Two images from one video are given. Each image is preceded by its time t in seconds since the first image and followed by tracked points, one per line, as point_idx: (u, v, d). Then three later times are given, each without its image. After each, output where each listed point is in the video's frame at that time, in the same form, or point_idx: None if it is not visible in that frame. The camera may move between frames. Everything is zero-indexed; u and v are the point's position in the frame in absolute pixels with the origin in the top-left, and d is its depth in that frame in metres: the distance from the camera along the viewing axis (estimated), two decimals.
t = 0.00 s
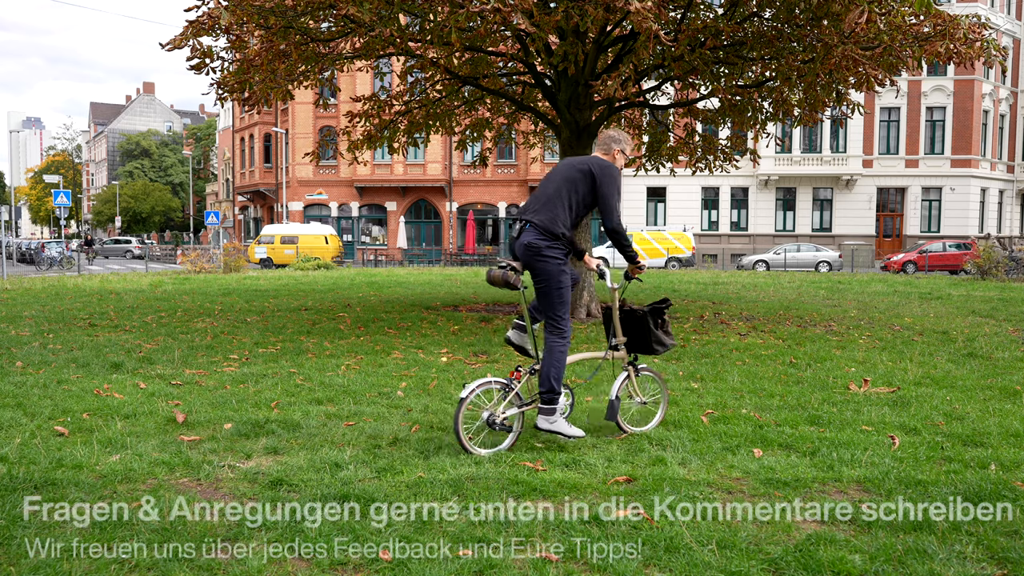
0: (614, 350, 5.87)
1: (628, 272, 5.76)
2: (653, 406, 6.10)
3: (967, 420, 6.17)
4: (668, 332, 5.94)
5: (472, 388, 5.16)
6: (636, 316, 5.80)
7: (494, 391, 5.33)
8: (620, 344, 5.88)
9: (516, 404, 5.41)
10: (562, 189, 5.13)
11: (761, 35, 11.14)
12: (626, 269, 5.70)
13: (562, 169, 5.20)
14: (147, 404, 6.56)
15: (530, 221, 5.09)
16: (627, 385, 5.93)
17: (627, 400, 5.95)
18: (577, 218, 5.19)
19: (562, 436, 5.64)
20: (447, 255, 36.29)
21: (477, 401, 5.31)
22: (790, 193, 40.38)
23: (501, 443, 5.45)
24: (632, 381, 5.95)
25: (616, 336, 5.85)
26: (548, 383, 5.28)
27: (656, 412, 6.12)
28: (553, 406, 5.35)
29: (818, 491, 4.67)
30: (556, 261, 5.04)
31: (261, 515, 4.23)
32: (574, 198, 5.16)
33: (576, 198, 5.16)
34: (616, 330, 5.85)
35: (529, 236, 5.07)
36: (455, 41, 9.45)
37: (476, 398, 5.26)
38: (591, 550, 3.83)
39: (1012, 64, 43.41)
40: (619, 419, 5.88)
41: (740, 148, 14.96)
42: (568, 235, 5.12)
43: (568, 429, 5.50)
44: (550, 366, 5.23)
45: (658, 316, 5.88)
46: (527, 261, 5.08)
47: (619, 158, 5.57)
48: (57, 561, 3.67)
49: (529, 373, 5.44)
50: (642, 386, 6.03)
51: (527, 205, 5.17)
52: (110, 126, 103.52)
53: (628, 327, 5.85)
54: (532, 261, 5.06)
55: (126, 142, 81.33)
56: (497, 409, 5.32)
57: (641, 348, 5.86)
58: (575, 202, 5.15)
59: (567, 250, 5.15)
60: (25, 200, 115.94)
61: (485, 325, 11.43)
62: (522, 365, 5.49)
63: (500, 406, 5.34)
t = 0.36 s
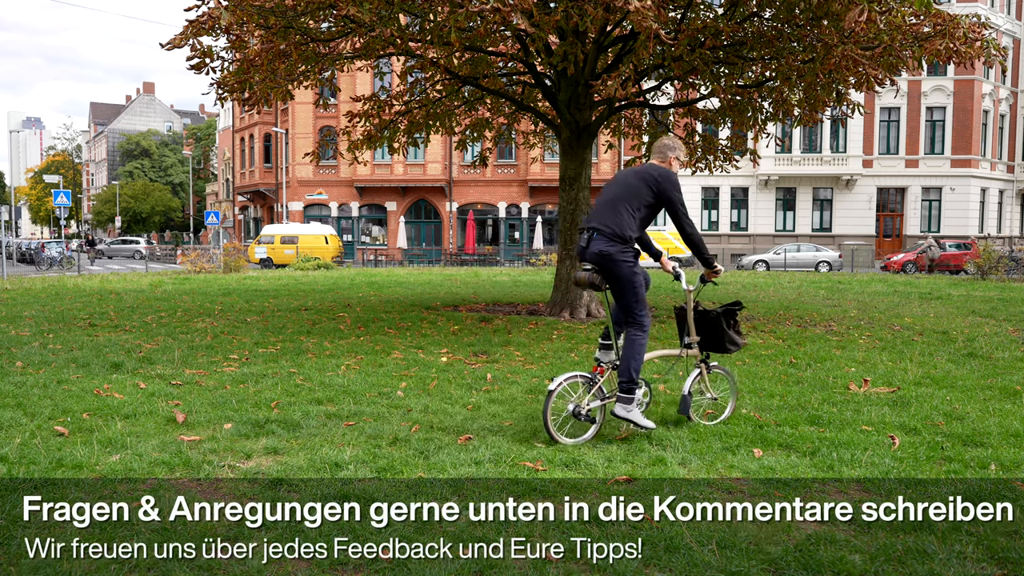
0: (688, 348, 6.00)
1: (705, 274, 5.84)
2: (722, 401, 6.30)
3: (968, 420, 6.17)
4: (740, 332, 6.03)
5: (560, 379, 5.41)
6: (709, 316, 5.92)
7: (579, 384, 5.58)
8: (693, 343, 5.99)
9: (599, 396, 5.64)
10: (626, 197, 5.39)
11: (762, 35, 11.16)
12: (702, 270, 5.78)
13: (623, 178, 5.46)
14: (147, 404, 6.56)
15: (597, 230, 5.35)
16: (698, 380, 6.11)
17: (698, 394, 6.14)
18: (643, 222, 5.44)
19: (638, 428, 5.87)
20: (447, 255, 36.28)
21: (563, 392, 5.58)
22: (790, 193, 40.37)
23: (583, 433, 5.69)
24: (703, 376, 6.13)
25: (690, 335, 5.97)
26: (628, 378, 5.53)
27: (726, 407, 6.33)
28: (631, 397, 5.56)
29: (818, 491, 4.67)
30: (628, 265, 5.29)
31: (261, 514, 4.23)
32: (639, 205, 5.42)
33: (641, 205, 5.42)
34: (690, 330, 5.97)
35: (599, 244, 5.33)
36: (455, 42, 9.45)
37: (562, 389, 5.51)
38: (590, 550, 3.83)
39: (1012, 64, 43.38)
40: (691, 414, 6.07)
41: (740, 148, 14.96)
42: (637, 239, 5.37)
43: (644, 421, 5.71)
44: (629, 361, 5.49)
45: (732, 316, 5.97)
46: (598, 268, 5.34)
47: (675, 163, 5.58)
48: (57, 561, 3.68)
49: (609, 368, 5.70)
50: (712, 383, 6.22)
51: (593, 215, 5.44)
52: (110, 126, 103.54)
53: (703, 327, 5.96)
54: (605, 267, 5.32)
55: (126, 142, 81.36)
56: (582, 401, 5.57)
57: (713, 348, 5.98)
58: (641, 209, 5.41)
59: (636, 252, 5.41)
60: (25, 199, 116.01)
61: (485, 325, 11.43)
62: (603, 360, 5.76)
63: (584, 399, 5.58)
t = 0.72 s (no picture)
0: (743, 344, 6.35)
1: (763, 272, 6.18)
2: (772, 390, 6.60)
3: (968, 420, 6.17)
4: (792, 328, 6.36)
5: (635, 375, 5.67)
6: (766, 314, 6.25)
7: (650, 377, 5.84)
8: (749, 338, 6.33)
9: (668, 389, 5.93)
10: (693, 198, 5.81)
11: (762, 35, 11.18)
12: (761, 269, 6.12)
13: (689, 182, 5.87)
14: (146, 404, 6.56)
15: (669, 230, 5.76)
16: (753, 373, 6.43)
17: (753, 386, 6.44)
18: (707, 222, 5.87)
19: (694, 412, 6.22)
20: (447, 255, 36.28)
21: (635, 387, 5.81)
22: (790, 193, 40.38)
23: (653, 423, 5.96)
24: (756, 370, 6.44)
25: (746, 332, 6.33)
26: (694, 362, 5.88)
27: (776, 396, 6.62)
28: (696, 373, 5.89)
29: (818, 491, 4.67)
30: (699, 261, 5.71)
31: (261, 514, 4.23)
32: (705, 206, 5.82)
33: (707, 206, 5.83)
34: (747, 326, 6.33)
35: (672, 244, 5.74)
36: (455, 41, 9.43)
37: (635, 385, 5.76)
38: (590, 550, 3.83)
39: (1012, 64, 43.34)
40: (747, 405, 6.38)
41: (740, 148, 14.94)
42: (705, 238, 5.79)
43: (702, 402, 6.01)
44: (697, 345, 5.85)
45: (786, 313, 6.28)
46: (671, 266, 5.75)
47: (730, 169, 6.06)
48: (57, 561, 3.68)
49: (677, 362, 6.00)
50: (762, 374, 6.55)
51: (661, 217, 5.86)
52: (110, 126, 103.56)
53: (758, 324, 6.29)
54: (677, 265, 5.74)
55: (126, 142, 81.35)
56: (654, 394, 5.84)
57: (768, 343, 6.30)
58: (707, 210, 5.81)
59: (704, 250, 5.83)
60: (25, 199, 116.08)
61: (485, 325, 11.43)
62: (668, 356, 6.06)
63: (655, 392, 5.86)
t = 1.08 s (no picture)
0: (801, 339, 6.71)
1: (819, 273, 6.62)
2: (827, 383, 6.98)
3: (968, 420, 6.17)
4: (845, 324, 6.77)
5: (708, 369, 6.03)
6: (823, 311, 6.67)
7: (721, 371, 6.20)
8: (807, 333, 6.71)
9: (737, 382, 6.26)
10: (755, 207, 6.31)
11: (762, 35, 11.22)
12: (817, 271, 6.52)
13: (750, 192, 6.37)
14: (146, 404, 6.56)
15: (736, 237, 6.26)
16: (810, 366, 6.80)
17: (810, 379, 6.83)
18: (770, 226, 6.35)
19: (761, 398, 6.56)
20: (447, 255, 36.28)
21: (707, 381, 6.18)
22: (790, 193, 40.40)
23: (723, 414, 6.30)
24: (812, 363, 6.81)
25: (803, 328, 6.71)
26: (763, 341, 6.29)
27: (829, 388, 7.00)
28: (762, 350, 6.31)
29: (818, 491, 4.67)
30: (766, 262, 6.22)
31: (261, 514, 4.23)
32: (767, 213, 6.32)
33: (769, 212, 6.33)
34: (803, 323, 6.70)
35: (739, 249, 6.24)
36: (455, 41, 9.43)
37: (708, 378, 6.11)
38: (590, 550, 3.83)
39: (1012, 64, 43.34)
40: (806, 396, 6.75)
41: (740, 148, 14.93)
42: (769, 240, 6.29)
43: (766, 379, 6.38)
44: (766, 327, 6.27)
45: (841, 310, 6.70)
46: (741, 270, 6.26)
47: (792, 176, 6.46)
48: (58, 561, 3.69)
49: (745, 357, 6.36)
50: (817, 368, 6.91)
51: (727, 225, 6.36)
52: (110, 126, 103.59)
53: (815, 321, 6.70)
54: (746, 267, 6.24)
55: (126, 142, 81.39)
56: (725, 386, 6.18)
57: (824, 338, 6.70)
58: (770, 216, 6.30)
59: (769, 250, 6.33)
60: (25, 199, 116.11)
61: (485, 325, 11.43)
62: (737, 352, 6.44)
63: (726, 384, 6.21)
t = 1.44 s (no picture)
0: (857, 332, 7.04)
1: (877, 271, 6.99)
2: (877, 374, 7.37)
3: (968, 420, 6.17)
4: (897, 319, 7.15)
5: (778, 358, 6.40)
6: (877, 306, 7.04)
7: (787, 361, 6.58)
8: (862, 328, 7.05)
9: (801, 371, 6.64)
10: (817, 209, 6.59)
11: (762, 35, 11.20)
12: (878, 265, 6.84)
13: (813, 196, 6.65)
14: (146, 404, 6.56)
15: (799, 238, 6.61)
16: (864, 359, 7.16)
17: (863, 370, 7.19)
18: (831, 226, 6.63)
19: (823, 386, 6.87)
20: (447, 255, 36.27)
21: (775, 370, 6.54)
22: (790, 193, 40.41)
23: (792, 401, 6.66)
24: (867, 355, 7.16)
25: (859, 322, 7.03)
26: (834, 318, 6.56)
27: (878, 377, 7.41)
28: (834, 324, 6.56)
29: (818, 491, 4.67)
30: (831, 257, 6.51)
31: (261, 514, 4.23)
32: (831, 214, 6.58)
33: (833, 213, 6.59)
34: (860, 318, 7.04)
35: (804, 248, 6.58)
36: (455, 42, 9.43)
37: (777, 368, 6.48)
38: (590, 550, 3.83)
39: (1012, 64, 43.33)
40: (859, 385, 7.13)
41: (740, 148, 14.94)
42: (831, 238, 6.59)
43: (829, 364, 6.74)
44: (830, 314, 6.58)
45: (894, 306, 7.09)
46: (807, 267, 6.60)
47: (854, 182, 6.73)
48: (57, 561, 3.68)
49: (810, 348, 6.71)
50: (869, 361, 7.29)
51: (792, 227, 6.70)
52: (110, 126, 103.63)
53: (871, 315, 7.06)
54: (813, 264, 6.57)
55: (126, 142, 81.43)
56: (791, 375, 6.56)
57: (878, 332, 7.07)
58: (832, 218, 6.57)
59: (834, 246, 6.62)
60: (25, 199, 116.17)
61: (485, 325, 11.43)
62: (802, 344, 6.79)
63: (793, 373, 6.58)
